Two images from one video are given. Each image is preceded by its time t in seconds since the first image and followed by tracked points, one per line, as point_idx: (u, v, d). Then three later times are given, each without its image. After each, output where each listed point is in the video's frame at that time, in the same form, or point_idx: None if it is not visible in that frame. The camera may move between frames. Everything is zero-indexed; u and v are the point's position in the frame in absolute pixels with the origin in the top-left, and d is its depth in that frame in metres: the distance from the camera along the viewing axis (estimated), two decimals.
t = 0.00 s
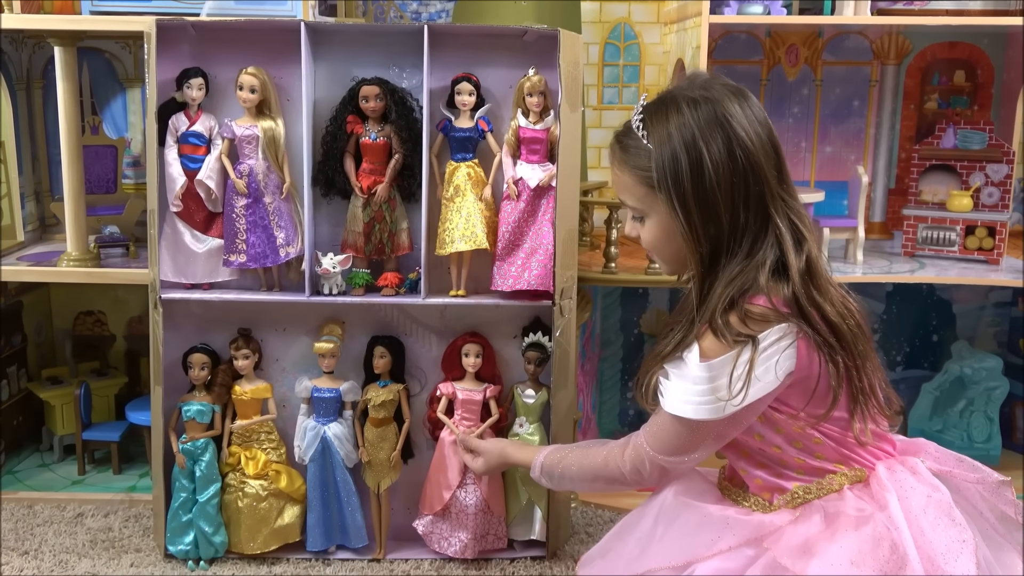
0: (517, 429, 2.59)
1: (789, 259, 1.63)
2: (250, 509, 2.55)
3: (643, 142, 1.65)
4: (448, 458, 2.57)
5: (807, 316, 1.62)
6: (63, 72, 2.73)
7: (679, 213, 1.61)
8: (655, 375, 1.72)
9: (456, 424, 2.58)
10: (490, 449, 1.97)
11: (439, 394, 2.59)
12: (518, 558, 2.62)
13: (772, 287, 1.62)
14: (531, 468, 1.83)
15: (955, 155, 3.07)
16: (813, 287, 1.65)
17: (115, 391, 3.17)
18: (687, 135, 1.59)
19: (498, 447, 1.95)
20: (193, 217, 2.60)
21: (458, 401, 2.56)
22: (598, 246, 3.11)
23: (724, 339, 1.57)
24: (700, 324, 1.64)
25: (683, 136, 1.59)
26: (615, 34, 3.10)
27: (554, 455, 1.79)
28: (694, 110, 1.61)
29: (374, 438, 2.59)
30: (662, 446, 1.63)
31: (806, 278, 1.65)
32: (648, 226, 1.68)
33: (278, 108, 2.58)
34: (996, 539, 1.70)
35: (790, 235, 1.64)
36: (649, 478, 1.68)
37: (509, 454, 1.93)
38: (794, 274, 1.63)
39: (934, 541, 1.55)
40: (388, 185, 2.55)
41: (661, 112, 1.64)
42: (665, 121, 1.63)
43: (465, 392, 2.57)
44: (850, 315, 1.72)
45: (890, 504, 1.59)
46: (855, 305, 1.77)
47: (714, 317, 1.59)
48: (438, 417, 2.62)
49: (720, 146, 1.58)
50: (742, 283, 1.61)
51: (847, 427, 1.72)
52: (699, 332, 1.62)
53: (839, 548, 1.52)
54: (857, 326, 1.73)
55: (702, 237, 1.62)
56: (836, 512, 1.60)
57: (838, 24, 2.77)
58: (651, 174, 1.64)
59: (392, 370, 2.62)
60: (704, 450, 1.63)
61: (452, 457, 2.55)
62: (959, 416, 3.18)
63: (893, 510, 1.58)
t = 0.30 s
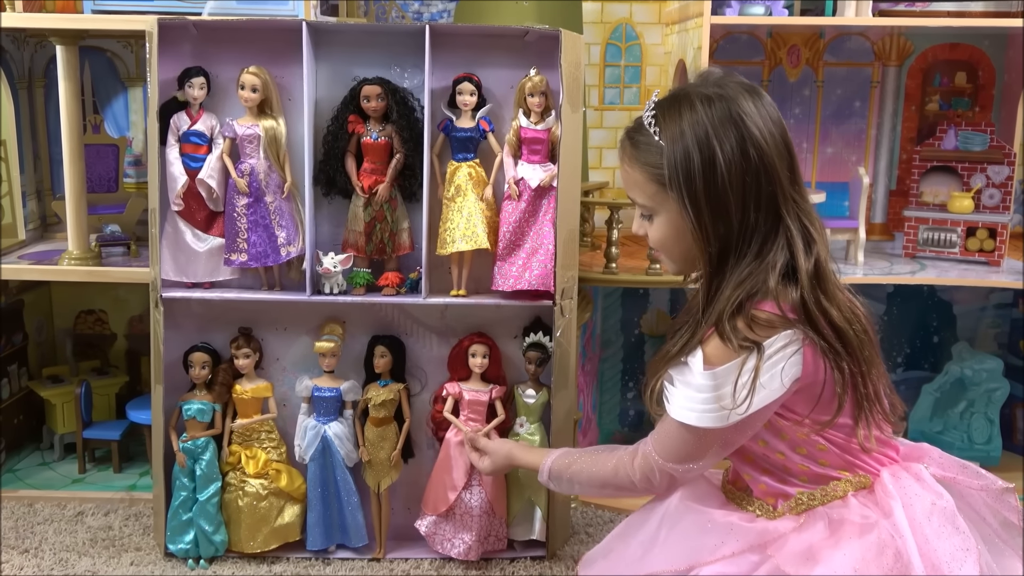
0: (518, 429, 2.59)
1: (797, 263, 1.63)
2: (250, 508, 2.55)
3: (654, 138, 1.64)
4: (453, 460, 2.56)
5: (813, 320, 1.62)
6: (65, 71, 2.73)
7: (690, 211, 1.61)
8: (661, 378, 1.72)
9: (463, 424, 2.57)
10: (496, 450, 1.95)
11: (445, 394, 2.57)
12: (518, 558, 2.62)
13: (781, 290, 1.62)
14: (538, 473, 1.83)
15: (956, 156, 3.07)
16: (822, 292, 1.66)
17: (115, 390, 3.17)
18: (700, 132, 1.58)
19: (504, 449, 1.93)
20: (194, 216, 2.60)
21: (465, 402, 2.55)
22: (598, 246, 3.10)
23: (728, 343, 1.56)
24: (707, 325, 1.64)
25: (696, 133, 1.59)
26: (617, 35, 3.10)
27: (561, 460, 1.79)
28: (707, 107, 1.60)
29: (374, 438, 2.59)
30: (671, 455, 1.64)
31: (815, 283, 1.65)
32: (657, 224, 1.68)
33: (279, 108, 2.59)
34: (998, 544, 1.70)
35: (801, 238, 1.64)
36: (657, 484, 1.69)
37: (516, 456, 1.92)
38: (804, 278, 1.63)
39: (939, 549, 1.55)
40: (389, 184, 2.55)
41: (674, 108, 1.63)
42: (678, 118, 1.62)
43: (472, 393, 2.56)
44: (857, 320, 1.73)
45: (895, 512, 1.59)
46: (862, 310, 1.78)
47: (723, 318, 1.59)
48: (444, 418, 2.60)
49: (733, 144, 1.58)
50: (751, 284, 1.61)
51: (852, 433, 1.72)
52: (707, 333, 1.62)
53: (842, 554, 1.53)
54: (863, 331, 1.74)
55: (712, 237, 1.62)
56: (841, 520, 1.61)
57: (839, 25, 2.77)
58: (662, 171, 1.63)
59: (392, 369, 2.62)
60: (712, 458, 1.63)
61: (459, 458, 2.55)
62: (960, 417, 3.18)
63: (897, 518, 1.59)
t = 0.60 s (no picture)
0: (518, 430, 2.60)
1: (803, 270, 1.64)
2: (252, 508, 2.56)
3: (659, 139, 1.64)
4: (452, 465, 2.54)
5: (813, 330, 1.63)
6: (66, 71, 2.74)
7: (692, 215, 1.61)
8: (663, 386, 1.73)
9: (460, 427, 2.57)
10: (495, 454, 1.99)
11: (438, 399, 2.57)
12: (520, 558, 2.62)
13: (784, 297, 1.62)
14: (538, 478, 1.84)
15: (956, 155, 3.08)
16: (825, 300, 1.66)
17: (117, 391, 3.18)
18: (705, 134, 1.58)
19: (504, 454, 1.96)
20: (196, 216, 2.60)
21: (459, 406, 2.54)
22: (599, 246, 3.10)
23: (727, 351, 1.57)
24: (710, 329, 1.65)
25: (702, 135, 1.58)
26: (617, 35, 3.10)
27: (562, 467, 1.80)
28: (714, 109, 1.59)
29: (376, 438, 2.59)
30: (672, 469, 1.64)
31: (818, 289, 1.66)
32: (659, 226, 1.69)
33: (280, 109, 2.59)
34: (1000, 546, 1.70)
35: (805, 245, 1.64)
36: (658, 494, 1.69)
37: (515, 462, 1.95)
38: (807, 286, 1.63)
39: (943, 559, 1.55)
40: (389, 184, 2.56)
41: (680, 108, 1.63)
42: (683, 119, 1.61)
43: (466, 395, 2.56)
44: (860, 329, 1.74)
45: (898, 522, 1.61)
46: (864, 318, 1.78)
47: (726, 325, 1.60)
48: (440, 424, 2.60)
49: (739, 147, 1.57)
50: (754, 291, 1.61)
51: (855, 439, 1.72)
52: (710, 338, 1.63)
53: (847, 566, 1.53)
54: (866, 340, 1.74)
55: (715, 243, 1.63)
56: (845, 530, 1.61)
57: (839, 25, 2.77)
58: (666, 173, 1.63)
59: (393, 369, 2.63)
60: (713, 471, 1.64)
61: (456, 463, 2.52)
62: (960, 416, 3.17)
63: (901, 529, 1.59)
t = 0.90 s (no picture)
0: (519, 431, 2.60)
1: (819, 273, 1.65)
2: (255, 510, 2.56)
3: (675, 138, 1.65)
4: (465, 490, 2.41)
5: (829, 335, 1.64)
6: (68, 75, 2.75)
7: (709, 216, 1.61)
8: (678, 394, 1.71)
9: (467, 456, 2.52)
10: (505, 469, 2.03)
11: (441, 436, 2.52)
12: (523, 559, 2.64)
13: (801, 302, 1.63)
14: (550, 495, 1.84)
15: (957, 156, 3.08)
16: (840, 306, 1.67)
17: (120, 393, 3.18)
18: (723, 133, 1.58)
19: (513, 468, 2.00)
20: (198, 220, 2.60)
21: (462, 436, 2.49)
22: (601, 248, 3.11)
23: (751, 359, 1.57)
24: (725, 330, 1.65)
25: (719, 134, 1.59)
26: (618, 36, 3.10)
27: (573, 483, 1.80)
28: (731, 108, 1.60)
29: (378, 439, 2.59)
30: (689, 484, 1.65)
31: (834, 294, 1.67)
32: (671, 226, 1.69)
33: (282, 112, 2.59)
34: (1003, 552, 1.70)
35: (822, 249, 1.65)
36: (673, 510, 1.70)
37: (523, 478, 1.98)
38: (825, 291, 1.64)
39: (952, 569, 1.57)
40: (392, 187, 2.56)
41: (696, 107, 1.64)
42: (700, 117, 1.62)
43: (466, 425, 2.53)
44: (872, 333, 1.75)
45: (909, 533, 1.61)
46: (876, 323, 1.80)
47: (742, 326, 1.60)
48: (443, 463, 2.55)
49: (757, 147, 1.58)
50: (770, 293, 1.61)
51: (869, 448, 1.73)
52: (726, 340, 1.63)
53: None
54: (878, 344, 1.76)
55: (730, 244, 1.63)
56: (855, 541, 1.63)
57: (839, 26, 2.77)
58: (682, 172, 1.63)
59: (395, 371, 2.64)
60: (730, 485, 1.64)
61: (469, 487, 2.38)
62: (962, 417, 3.17)
63: (912, 540, 1.60)
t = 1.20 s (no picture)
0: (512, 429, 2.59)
1: (839, 266, 1.52)
2: (252, 509, 2.58)
3: (689, 117, 1.52)
4: (507, 455, 2.34)
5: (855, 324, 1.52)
6: (64, 78, 2.76)
7: (725, 200, 1.46)
8: (699, 395, 1.53)
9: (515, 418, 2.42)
10: (552, 443, 1.80)
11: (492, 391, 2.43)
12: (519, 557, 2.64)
13: (823, 293, 1.49)
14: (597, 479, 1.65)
15: (951, 152, 3.10)
16: (861, 301, 1.55)
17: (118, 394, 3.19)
18: (743, 116, 1.44)
19: (561, 444, 1.78)
20: (194, 221, 2.62)
21: (512, 395, 2.39)
22: (596, 247, 3.11)
23: (790, 347, 1.43)
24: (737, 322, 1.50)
25: (737, 116, 1.44)
26: (612, 36, 3.10)
27: (625, 473, 1.61)
28: (749, 93, 1.46)
29: (375, 438, 2.60)
30: (744, 497, 1.47)
31: (854, 287, 1.54)
32: (679, 207, 1.55)
33: (277, 113, 2.60)
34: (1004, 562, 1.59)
35: (842, 240, 1.52)
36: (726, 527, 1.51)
37: (574, 456, 1.75)
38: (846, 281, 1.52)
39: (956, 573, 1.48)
40: (386, 187, 2.57)
41: (713, 88, 1.50)
42: (715, 99, 1.48)
43: (518, 385, 2.42)
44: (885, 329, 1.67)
45: (915, 535, 1.53)
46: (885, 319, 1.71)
47: (756, 318, 1.46)
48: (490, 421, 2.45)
49: (776, 131, 1.43)
50: (788, 284, 1.47)
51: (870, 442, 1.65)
52: (740, 331, 1.49)
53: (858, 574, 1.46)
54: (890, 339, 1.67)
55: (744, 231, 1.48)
56: (857, 539, 1.53)
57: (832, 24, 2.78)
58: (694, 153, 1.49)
59: (391, 371, 2.64)
60: (784, 496, 1.48)
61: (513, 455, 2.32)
62: (957, 413, 3.18)
63: (918, 542, 1.51)
